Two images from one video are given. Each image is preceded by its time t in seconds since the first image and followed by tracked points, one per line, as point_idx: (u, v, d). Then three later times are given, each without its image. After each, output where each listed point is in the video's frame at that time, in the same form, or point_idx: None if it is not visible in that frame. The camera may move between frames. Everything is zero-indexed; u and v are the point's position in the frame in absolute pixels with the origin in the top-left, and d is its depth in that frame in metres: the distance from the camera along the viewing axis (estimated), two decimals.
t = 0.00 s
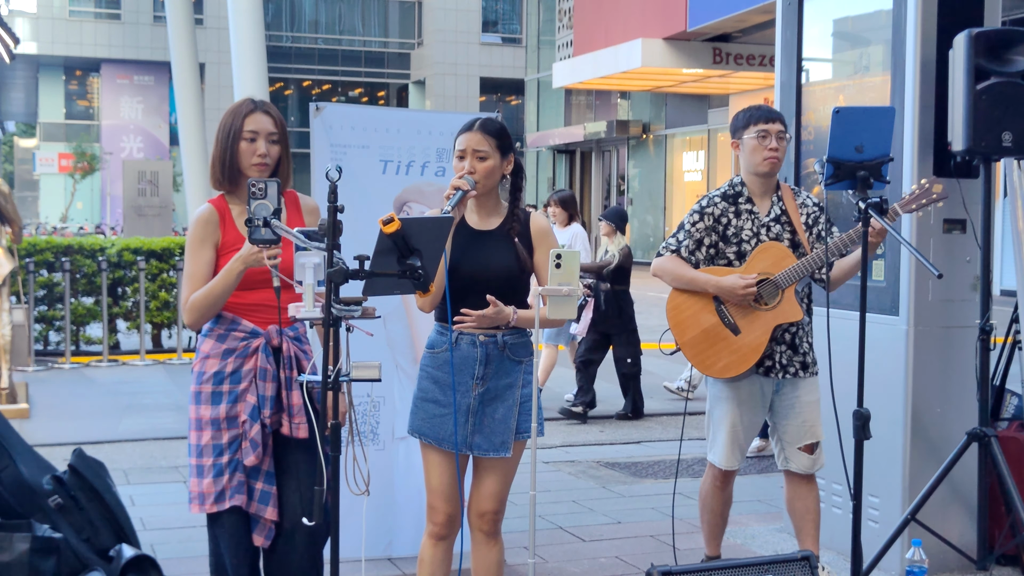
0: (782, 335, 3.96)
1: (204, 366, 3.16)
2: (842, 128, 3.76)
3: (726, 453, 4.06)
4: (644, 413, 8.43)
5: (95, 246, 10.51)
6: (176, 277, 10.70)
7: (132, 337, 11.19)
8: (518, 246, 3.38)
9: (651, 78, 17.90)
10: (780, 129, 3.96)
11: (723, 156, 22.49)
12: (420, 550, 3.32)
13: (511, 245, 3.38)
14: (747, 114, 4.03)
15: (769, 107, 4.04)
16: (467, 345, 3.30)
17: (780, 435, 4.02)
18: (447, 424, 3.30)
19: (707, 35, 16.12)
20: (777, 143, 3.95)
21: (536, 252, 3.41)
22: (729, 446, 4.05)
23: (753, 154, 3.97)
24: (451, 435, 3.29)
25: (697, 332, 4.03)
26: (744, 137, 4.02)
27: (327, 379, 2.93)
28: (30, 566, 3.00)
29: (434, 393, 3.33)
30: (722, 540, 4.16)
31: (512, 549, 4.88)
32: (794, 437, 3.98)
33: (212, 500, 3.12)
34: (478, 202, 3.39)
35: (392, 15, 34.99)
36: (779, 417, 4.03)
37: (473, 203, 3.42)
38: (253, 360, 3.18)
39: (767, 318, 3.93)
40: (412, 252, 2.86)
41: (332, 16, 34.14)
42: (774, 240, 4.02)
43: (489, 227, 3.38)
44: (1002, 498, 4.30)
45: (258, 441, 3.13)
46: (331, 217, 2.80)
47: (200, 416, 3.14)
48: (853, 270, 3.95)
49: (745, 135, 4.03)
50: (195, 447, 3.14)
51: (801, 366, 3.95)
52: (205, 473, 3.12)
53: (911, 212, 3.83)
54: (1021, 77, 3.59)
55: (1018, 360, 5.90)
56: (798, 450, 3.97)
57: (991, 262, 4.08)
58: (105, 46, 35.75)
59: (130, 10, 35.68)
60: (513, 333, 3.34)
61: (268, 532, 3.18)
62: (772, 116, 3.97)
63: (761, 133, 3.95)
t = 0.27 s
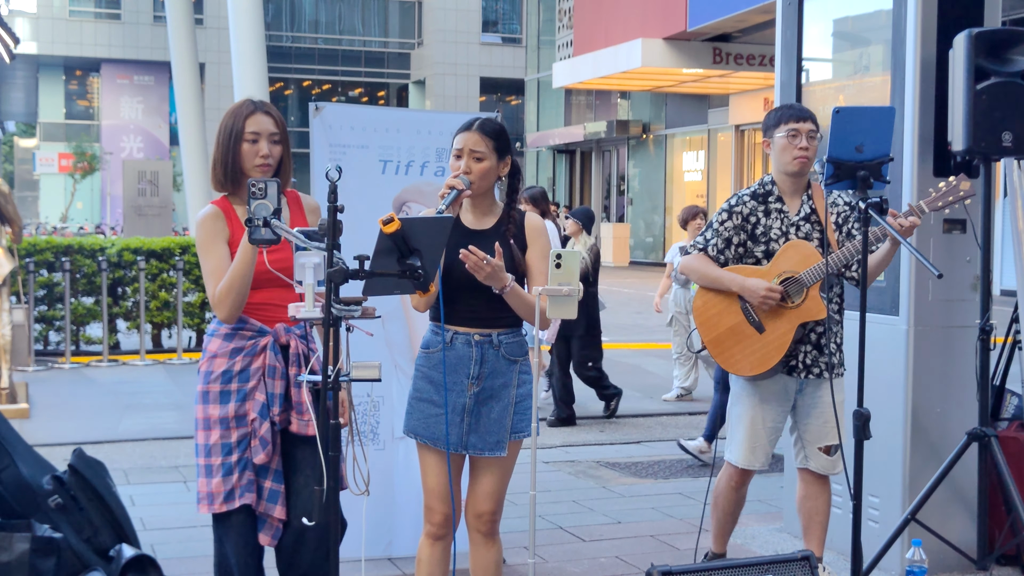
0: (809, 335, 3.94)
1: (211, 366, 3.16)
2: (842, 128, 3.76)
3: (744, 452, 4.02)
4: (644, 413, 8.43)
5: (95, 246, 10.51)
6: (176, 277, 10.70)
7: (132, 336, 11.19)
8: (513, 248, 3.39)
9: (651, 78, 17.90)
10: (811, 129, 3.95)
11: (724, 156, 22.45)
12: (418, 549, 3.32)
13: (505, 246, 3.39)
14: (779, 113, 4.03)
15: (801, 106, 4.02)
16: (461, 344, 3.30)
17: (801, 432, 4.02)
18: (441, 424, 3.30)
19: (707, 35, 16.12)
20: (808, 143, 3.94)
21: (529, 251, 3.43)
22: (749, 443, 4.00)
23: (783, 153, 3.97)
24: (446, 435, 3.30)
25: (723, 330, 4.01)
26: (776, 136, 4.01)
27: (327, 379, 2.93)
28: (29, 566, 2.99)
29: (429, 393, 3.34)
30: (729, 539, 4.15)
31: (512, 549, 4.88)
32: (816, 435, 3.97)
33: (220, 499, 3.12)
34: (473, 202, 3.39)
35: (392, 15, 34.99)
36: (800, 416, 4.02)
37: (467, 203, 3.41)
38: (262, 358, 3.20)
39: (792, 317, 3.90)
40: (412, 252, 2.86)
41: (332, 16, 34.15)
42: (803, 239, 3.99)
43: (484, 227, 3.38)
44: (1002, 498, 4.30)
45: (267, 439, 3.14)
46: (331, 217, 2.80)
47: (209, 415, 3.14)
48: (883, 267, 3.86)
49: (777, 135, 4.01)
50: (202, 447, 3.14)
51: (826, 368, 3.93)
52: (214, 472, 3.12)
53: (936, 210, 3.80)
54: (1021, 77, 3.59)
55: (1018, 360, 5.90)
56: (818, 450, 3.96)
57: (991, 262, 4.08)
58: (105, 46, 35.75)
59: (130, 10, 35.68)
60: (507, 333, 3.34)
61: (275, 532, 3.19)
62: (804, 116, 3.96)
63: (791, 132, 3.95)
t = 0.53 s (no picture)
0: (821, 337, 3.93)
1: (229, 364, 3.15)
2: (841, 128, 3.75)
3: (753, 451, 3.99)
4: (644, 413, 8.43)
5: (95, 246, 10.51)
6: (176, 277, 10.70)
7: (132, 336, 11.19)
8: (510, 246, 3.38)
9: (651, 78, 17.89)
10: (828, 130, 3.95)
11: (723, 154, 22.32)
12: (414, 550, 3.32)
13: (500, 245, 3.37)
14: (797, 114, 4.03)
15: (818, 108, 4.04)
16: (454, 344, 3.30)
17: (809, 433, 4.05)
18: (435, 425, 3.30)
19: (707, 35, 16.12)
20: (825, 144, 3.94)
21: (523, 250, 3.41)
22: (758, 442, 3.99)
23: (801, 154, 3.98)
24: (439, 435, 3.30)
25: (736, 329, 4.02)
26: (793, 137, 4.04)
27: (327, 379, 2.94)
28: (29, 566, 2.98)
29: (422, 394, 3.33)
30: (736, 540, 4.10)
31: (512, 549, 4.88)
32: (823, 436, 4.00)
33: (233, 498, 3.11)
34: (466, 201, 3.37)
35: (392, 15, 34.98)
36: (809, 415, 4.04)
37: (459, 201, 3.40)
38: (281, 358, 3.19)
39: (805, 319, 3.86)
40: (412, 252, 2.86)
41: (332, 16, 34.15)
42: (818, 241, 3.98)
43: (476, 227, 3.36)
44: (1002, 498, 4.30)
45: (283, 440, 3.14)
46: (331, 217, 2.80)
47: (225, 413, 3.14)
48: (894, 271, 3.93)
49: (794, 136, 4.05)
50: (218, 445, 3.13)
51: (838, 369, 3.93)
52: (228, 471, 3.11)
53: (953, 214, 3.69)
54: (1021, 77, 3.58)
55: (1018, 360, 5.91)
56: (825, 450, 3.99)
57: (991, 262, 4.08)
58: (104, 46, 35.75)
59: (130, 10, 35.70)
60: (500, 332, 3.34)
61: (284, 531, 3.20)
62: (821, 118, 3.98)
63: (810, 134, 3.93)
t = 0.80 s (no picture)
0: (817, 338, 3.93)
1: (243, 362, 3.15)
2: (841, 128, 3.75)
3: (753, 455, 3.95)
4: (644, 413, 8.43)
5: (95, 246, 10.51)
6: (176, 277, 10.70)
7: (132, 337, 11.19)
8: (501, 246, 3.38)
9: (651, 78, 17.88)
10: (825, 130, 3.95)
11: (723, 154, 22.31)
12: (412, 550, 3.31)
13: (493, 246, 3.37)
14: (793, 115, 4.01)
15: (814, 107, 4.03)
16: (450, 345, 3.29)
17: (803, 434, 4.05)
18: (432, 426, 3.28)
19: (707, 35, 16.12)
20: (822, 144, 3.94)
21: (515, 249, 3.42)
22: (757, 446, 3.94)
23: (795, 151, 3.97)
24: (436, 436, 3.28)
25: (735, 333, 3.95)
26: (789, 136, 4.02)
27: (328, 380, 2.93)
28: (29, 566, 2.98)
29: (417, 395, 3.31)
30: (737, 545, 4.00)
31: (512, 549, 4.88)
32: (818, 437, 4.00)
33: (257, 494, 3.12)
34: (455, 199, 3.35)
35: (392, 15, 34.98)
36: (806, 417, 4.03)
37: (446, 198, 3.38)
38: (293, 353, 3.18)
39: (806, 321, 3.89)
40: (412, 252, 2.86)
41: (332, 16, 34.16)
42: (814, 241, 3.98)
43: (468, 228, 3.36)
44: (1002, 498, 4.30)
45: (302, 432, 3.14)
46: (331, 218, 2.80)
47: (241, 411, 3.14)
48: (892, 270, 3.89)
49: (790, 135, 4.02)
50: (235, 443, 3.13)
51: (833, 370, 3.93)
52: (249, 468, 3.12)
53: (954, 217, 3.77)
54: (1021, 77, 3.59)
55: (1018, 360, 5.90)
56: (820, 451, 3.98)
57: (990, 262, 4.08)
58: (104, 47, 35.75)
59: (130, 10, 35.71)
60: (494, 332, 3.35)
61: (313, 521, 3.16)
62: (817, 117, 3.98)
63: (806, 133, 3.94)
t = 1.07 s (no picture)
0: (802, 339, 3.94)
1: (253, 360, 3.18)
2: (841, 128, 3.77)
3: (740, 456, 3.96)
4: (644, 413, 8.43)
5: (95, 246, 10.52)
6: (177, 277, 10.71)
7: (132, 336, 11.20)
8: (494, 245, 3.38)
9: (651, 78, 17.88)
10: (807, 129, 3.92)
11: (723, 154, 22.30)
12: (409, 551, 3.31)
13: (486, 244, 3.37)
14: (774, 112, 3.97)
15: (796, 105, 3.98)
16: (446, 344, 3.29)
17: (792, 433, 4.01)
18: (430, 426, 3.29)
19: (707, 35, 16.11)
20: (804, 144, 3.91)
21: (507, 247, 3.42)
22: (743, 448, 3.96)
23: (778, 151, 3.93)
24: (433, 437, 3.28)
25: (723, 331, 3.96)
26: (770, 136, 3.97)
27: (327, 380, 2.93)
28: (30, 565, 2.98)
29: (414, 396, 3.31)
30: (733, 544, 4.03)
31: (512, 549, 4.89)
32: (807, 438, 3.96)
33: (265, 491, 3.14)
34: (449, 200, 3.36)
35: (392, 16, 34.98)
36: (792, 417, 4.00)
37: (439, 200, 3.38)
38: (302, 351, 3.22)
39: (792, 321, 3.90)
40: (412, 252, 2.87)
41: (332, 16, 34.17)
42: (799, 240, 3.98)
43: (463, 227, 3.37)
44: (1002, 498, 4.31)
45: (310, 429, 3.17)
46: (331, 218, 2.80)
47: (250, 409, 3.16)
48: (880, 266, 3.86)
49: (772, 134, 3.97)
50: (245, 441, 3.15)
51: (818, 369, 3.93)
52: (257, 465, 3.14)
53: (940, 214, 3.86)
54: (1021, 77, 3.59)
55: (1018, 360, 5.90)
56: (808, 453, 3.95)
57: (991, 262, 4.08)
58: (105, 47, 35.77)
59: (130, 10, 35.73)
60: (490, 332, 3.35)
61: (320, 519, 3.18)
62: (799, 116, 3.92)
63: (787, 132, 3.91)
